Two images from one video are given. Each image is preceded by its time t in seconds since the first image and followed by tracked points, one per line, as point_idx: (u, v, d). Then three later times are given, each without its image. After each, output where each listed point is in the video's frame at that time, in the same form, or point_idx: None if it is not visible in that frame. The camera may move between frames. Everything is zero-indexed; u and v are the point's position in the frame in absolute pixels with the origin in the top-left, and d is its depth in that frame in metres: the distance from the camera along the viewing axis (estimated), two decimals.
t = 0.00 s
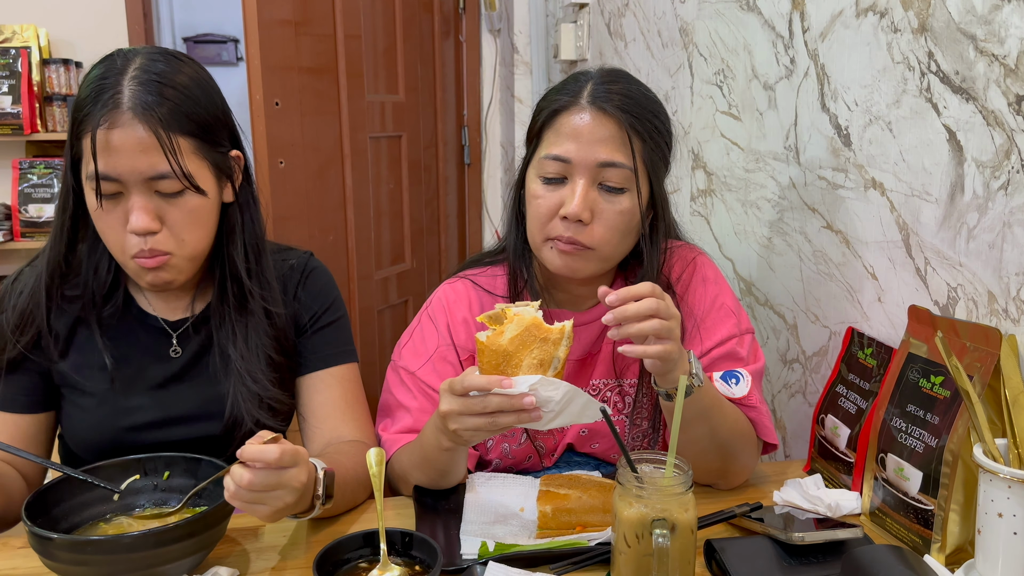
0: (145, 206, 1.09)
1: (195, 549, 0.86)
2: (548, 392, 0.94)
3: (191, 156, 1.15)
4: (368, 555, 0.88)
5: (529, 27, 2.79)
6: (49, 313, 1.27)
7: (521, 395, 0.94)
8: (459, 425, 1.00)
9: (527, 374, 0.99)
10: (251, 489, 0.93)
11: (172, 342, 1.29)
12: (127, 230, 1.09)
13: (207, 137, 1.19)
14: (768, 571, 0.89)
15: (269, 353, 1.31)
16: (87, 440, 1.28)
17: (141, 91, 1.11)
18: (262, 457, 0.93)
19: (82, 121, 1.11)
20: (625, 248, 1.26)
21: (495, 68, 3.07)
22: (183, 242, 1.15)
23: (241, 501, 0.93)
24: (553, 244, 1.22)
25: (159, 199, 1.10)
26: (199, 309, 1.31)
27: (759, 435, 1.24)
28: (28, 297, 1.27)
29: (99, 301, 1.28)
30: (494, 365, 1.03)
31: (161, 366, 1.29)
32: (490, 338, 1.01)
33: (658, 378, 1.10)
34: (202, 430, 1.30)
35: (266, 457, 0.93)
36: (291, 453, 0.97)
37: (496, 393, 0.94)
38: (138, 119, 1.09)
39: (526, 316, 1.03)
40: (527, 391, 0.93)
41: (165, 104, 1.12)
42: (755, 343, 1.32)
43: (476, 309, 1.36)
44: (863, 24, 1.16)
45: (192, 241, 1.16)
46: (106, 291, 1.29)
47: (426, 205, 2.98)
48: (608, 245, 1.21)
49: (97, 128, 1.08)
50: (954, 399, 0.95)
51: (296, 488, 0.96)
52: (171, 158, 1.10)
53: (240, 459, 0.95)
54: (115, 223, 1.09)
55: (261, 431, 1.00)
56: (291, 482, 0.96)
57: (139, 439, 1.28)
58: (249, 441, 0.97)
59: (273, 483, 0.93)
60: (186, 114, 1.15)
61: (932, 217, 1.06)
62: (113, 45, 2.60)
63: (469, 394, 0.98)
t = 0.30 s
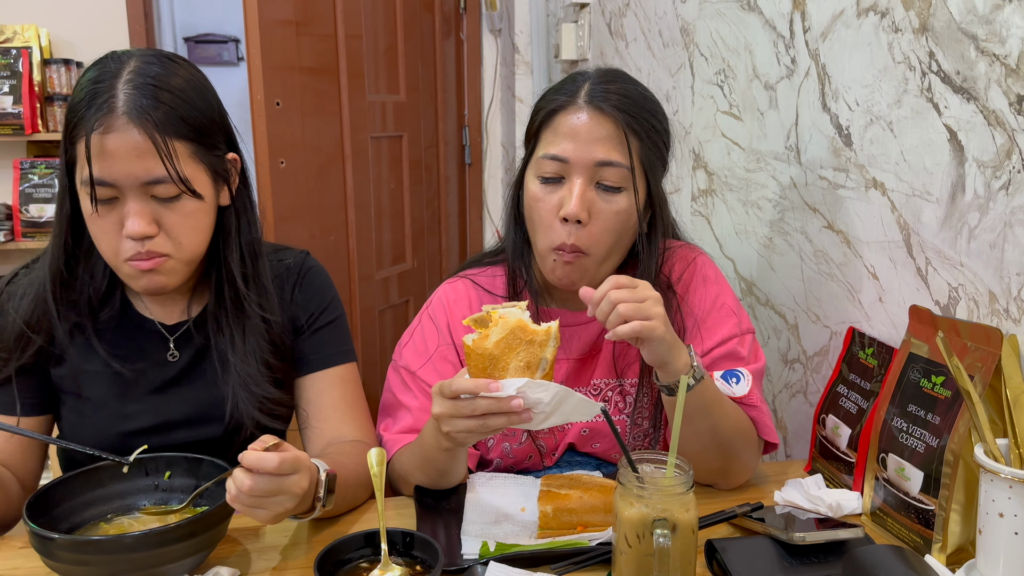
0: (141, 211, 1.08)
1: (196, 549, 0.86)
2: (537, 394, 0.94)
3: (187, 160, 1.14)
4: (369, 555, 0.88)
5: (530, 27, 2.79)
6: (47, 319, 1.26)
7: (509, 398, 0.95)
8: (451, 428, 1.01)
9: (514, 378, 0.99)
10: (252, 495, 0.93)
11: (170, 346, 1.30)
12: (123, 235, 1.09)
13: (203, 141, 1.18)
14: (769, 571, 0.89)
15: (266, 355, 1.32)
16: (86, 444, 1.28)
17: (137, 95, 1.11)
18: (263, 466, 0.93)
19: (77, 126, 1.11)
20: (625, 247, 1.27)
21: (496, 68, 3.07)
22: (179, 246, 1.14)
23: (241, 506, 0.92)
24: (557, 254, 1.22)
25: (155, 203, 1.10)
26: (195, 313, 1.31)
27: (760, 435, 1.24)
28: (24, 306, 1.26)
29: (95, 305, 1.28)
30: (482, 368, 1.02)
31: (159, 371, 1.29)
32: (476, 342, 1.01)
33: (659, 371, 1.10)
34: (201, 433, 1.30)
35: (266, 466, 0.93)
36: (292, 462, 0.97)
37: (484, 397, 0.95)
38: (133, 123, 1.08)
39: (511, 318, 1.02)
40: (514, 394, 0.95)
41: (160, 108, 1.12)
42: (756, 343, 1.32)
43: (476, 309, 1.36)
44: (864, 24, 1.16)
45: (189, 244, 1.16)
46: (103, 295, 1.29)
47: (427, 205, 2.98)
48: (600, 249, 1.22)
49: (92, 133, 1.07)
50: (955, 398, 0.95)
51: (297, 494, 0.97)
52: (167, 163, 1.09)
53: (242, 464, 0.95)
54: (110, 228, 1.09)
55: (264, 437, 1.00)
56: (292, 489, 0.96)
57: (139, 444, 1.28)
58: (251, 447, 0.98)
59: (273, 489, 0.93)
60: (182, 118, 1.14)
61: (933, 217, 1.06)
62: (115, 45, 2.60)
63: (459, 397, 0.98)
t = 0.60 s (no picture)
0: (140, 217, 1.07)
1: (197, 549, 0.86)
2: (533, 395, 0.94)
3: (187, 165, 1.13)
4: (370, 554, 0.88)
5: (531, 26, 2.79)
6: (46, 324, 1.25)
7: (505, 398, 0.95)
8: (449, 428, 1.00)
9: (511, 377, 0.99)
10: (255, 494, 0.93)
11: (170, 350, 1.29)
12: (121, 241, 1.07)
13: (203, 145, 1.17)
14: (771, 571, 0.89)
15: (267, 357, 1.31)
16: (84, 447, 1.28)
17: (136, 99, 1.09)
18: (266, 466, 0.92)
19: (74, 130, 1.09)
20: (625, 246, 1.27)
21: (497, 67, 3.07)
22: (178, 252, 1.13)
23: (243, 505, 0.93)
24: (554, 244, 1.21)
25: (154, 209, 1.09)
26: (196, 315, 1.31)
27: (761, 434, 1.24)
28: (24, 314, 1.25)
29: (92, 308, 1.27)
30: (478, 366, 1.03)
31: (158, 376, 1.28)
32: (474, 340, 1.02)
33: (659, 368, 1.11)
34: (201, 438, 1.30)
35: (269, 466, 0.92)
36: (294, 461, 0.96)
37: (480, 395, 0.95)
38: (132, 128, 1.06)
39: (509, 318, 1.02)
40: (510, 394, 0.95)
41: (159, 112, 1.10)
42: (756, 342, 1.32)
43: (476, 308, 1.36)
44: (865, 23, 1.16)
45: (186, 251, 1.14)
46: (99, 297, 1.28)
47: (428, 204, 2.98)
48: (604, 243, 1.21)
49: (90, 138, 1.06)
50: (956, 398, 0.95)
51: (299, 494, 0.97)
52: (167, 168, 1.08)
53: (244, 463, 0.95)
54: (108, 234, 1.08)
55: (268, 436, 1.00)
56: (294, 489, 0.96)
57: (139, 448, 1.28)
58: (255, 447, 0.98)
59: (275, 489, 0.93)
60: (182, 122, 1.13)
61: (934, 216, 1.05)
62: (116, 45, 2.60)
63: (457, 396, 0.98)
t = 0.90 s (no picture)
0: (134, 230, 1.03)
1: (200, 548, 0.86)
2: (537, 395, 0.94)
3: (183, 177, 1.09)
4: (373, 553, 0.88)
5: (533, 25, 2.79)
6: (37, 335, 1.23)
7: (509, 396, 0.95)
8: (452, 425, 1.00)
9: (516, 377, 0.99)
10: (256, 491, 0.93)
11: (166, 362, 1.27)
12: (115, 256, 1.03)
13: (199, 155, 1.13)
14: (773, 570, 0.88)
15: (267, 368, 1.30)
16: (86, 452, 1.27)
17: (127, 108, 1.05)
18: (266, 464, 0.92)
19: (64, 143, 1.05)
20: (628, 242, 1.27)
21: (499, 66, 3.07)
22: (175, 265, 1.09)
23: (243, 502, 0.93)
24: (561, 238, 1.21)
25: (150, 222, 1.04)
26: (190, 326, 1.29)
27: (763, 432, 1.24)
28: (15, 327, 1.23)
29: (87, 319, 1.26)
30: (484, 365, 1.03)
31: (155, 386, 1.27)
32: (481, 338, 1.02)
33: (662, 363, 1.11)
34: (200, 446, 1.29)
35: (269, 464, 0.92)
36: (295, 458, 0.96)
37: (485, 393, 0.95)
38: (124, 139, 1.02)
39: (517, 318, 1.03)
40: (516, 392, 0.94)
41: (152, 122, 1.06)
42: (759, 341, 1.31)
43: (479, 307, 1.36)
44: (868, 21, 1.16)
45: (184, 263, 1.10)
46: (95, 310, 1.27)
47: (430, 203, 2.98)
48: (611, 237, 1.22)
49: (79, 151, 1.01)
50: (959, 396, 0.95)
51: (300, 490, 0.97)
52: (163, 180, 1.04)
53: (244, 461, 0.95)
54: (102, 248, 1.03)
55: (268, 435, 1.00)
56: (295, 486, 0.96)
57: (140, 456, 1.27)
58: (255, 445, 0.97)
59: (275, 487, 0.94)
60: (176, 133, 1.09)
61: (937, 215, 1.05)
62: (118, 44, 2.60)
63: (462, 393, 0.98)
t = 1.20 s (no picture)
0: (126, 251, 1.00)
1: (204, 545, 0.86)
2: (541, 393, 0.94)
3: (176, 196, 1.06)
4: (376, 551, 0.88)
5: (535, 23, 2.79)
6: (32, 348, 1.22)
7: (513, 394, 0.95)
8: (455, 424, 1.00)
9: (520, 375, 0.99)
10: (259, 484, 0.94)
11: (164, 375, 1.27)
12: (106, 275, 1.00)
13: (193, 172, 1.11)
14: (777, 568, 0.88)
15: (256, 393, 1.29)
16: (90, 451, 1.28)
17: (120, 125, 1.04)
18: (269, 457, 0.93)
19: (55, 158, 1.03)
20: (632, 241, 1.27)
21: (502, 65, 3.07)
22: (167, 282, 1.06)
23: (247, 495, 0.93)
24: (562, 240, 1.21)
25: (143, 241, 1.02)
26: (186, 337, 1.28)
27: (767, 431, 1.24)
28: (11, 345, 1.22)
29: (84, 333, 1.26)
30: (488, 363, 1.03)
31: (152, 394, 1.27)
32: (485, 336, 1.02)
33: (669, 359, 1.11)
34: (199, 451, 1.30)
35: (272, 456, 0.93)
36: (298, 452, 0.96)
37: (488, 391, 0.95)
38: (116, 157, 1.00)
39: (521, 315, 1.03)
40: (519, 390, 0.94)
41: (146, 139, 1.04)
42: (763, 340, 1.31)
43: (483, 305, 1.36)
44: (871, 20, 1.16)
45: (178, 283, 1.07)
46: (90, 323, 1.26)
47: (432, 202, 2.98)
48: (609, 238, 1.21)
49: (70, 168, 0.99)
50: (963, 395, 0.95)
51: (304, 484, 0.97)
52: (155, 199, 1.01)
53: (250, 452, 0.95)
54: (94, 267, 1.01)
55: (273, 426, 1.00)
56: (299, 479, 0.97)
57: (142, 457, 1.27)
58: (259, 436, 0.98)
59: (279, 479, 0.94)
60: (169, 150, 1.07)
61: (941, 213, 1.05)
62: (121, 43, 2.60)
63: (466, 391, 0.98)
